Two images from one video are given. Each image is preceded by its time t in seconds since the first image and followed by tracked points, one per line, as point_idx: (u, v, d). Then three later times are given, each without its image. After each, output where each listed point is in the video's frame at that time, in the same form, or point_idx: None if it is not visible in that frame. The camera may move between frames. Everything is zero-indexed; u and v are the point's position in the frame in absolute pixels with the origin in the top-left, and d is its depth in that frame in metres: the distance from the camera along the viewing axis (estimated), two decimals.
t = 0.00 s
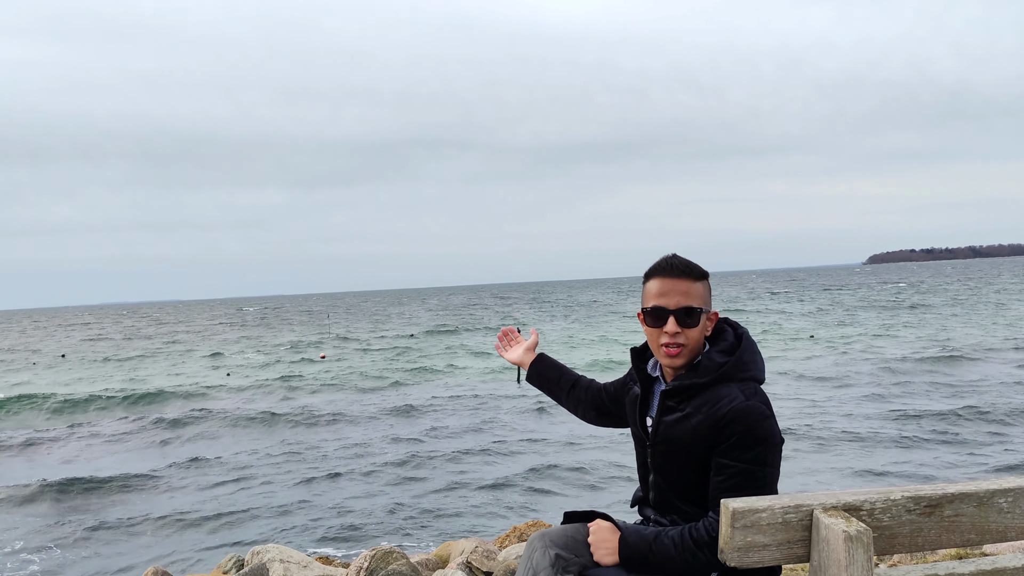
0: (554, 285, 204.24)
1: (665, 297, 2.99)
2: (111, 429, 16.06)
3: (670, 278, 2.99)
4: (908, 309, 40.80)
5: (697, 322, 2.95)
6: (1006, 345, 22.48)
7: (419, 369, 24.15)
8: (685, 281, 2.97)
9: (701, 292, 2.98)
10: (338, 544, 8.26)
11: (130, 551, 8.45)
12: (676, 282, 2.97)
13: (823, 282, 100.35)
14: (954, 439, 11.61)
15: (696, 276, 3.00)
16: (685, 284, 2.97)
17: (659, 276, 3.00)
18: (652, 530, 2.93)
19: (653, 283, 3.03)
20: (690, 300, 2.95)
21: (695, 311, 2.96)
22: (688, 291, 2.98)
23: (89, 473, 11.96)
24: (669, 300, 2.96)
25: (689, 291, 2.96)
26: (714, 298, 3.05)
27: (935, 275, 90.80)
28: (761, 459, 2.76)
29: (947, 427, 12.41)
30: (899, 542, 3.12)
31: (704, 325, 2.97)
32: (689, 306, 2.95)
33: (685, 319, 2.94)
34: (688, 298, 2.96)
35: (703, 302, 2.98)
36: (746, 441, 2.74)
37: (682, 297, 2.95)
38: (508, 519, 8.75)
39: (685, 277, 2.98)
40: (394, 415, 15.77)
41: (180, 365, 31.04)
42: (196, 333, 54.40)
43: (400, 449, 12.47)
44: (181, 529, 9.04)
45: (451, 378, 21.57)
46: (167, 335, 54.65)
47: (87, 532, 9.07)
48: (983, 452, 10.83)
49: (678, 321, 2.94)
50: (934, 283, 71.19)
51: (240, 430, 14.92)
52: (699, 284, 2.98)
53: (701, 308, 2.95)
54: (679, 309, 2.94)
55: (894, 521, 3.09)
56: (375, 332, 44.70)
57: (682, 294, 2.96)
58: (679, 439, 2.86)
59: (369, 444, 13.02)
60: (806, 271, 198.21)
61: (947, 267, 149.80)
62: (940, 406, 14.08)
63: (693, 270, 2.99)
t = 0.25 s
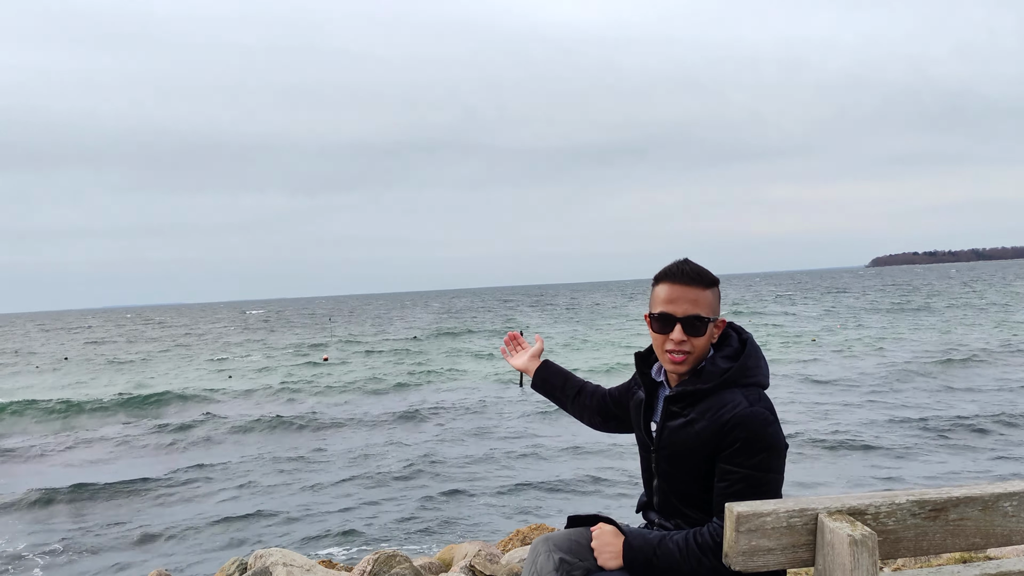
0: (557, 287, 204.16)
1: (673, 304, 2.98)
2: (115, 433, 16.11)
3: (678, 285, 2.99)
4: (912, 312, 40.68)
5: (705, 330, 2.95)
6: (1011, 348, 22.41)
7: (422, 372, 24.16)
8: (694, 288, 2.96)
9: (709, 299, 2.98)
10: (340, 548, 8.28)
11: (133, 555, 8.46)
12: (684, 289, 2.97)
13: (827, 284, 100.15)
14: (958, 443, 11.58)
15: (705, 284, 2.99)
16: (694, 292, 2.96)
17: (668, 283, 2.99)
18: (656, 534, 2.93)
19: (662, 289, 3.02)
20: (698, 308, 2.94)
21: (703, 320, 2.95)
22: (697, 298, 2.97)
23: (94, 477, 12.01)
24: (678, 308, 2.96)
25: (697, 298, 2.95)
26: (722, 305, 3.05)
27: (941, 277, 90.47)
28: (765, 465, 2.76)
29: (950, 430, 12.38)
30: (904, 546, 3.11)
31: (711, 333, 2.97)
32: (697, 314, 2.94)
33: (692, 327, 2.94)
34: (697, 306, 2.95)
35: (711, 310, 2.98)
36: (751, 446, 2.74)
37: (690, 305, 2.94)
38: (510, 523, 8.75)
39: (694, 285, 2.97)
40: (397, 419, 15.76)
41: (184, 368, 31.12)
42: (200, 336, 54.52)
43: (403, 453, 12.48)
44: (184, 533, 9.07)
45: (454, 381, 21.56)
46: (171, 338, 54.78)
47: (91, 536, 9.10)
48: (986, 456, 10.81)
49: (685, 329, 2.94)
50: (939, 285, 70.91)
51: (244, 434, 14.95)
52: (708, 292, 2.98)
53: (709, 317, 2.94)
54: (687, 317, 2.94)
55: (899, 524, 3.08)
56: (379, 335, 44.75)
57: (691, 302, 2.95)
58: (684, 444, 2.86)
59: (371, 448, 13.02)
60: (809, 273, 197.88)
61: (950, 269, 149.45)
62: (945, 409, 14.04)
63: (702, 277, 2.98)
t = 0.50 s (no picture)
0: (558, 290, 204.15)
1: (679, 308, 2.98)
2: (118, 436, 16.12)
3: (684, 289, 2.99)
4: (915, 315, 40.66)
5: (710, 335, 2.95)
6: (1013, 351, 22.36)
7: (425, 375, 24.16)
8: (700, 293, 2.97)
9: (715, 304, 2.98)
10: (342, 550, 8.29)
11: (135, 559, 8.45)
12: (691, 294, 2.97)
13: (829, 287, 100.03)
14: (961, 446, 11.56)
15: (711, 288, 3.00)
16: (699, 297, 2.96)
17: (674, 287, 2.99)
18: (660, 537, 2.92)
19: (667, 293, 3.03)
20: (704, 313, 2.95)
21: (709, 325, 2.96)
22: (703, 303, 2.98)
23: (96, 480, 12.03)
24: (684, 312, 2.96)
25: (703, 303, 2.96)
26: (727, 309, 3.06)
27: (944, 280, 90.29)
28: (768, 468, 2.76)
29: (954, 433, 12.35)
30: (907, 550, 3.11)
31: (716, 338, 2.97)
32: (703, 318, 2.94)
33: (698, 332, 2.94)
34: (703, 311, 2.95)
35: (716, 314, 2.98)
36: (755, 450, 2.74)
37: (695, 310, 2.95)
38: (512, 526, 8.75)
39: (700, 289, 2.98)
40: (399, 421, 15.77)
41: (187, 371, 31.14)
42: (203, 339, 54.58)
43: (405, 456, 12.48)
44: (186, 536, 9.08)
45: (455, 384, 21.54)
46: (174, 341, 54.84)
47: (93, 540, 9.12)
48: (989, 459, 10.79)
49: (691, 334, 2.94)
50: (941, 288, 70.80)
51: (246, 437, 14.97)
52: (713, 297, 2.98)
53: (714, 322, 2.95)
54: (693, 321, 2.94)
55: (902, 528, 3.08)
56: (381, 338, 44.77)
57: (697, 307, 2.96)
58: (688, 447, 2.86)
59: (373, 451, 13.03)
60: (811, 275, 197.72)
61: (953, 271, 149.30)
62: (947, 412, 14.02)
63: (708, 281, 2.98)
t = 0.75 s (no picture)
0: (561, 289, 204.15)
1: (691, 313, 2.97)
2: (122, 438, 16.16)
3: (696, 293, 2.98)
4: (918, 314, 40.57)
5: (721, 342, 2.94)
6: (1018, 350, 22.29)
7: (428, 376, 24.17)
8: (713, 299, 2.95)
9: (726, 310, 2.97)
10: (346, 551, 8.30)
11: (138, 561, 8.46)
12: (705, 299, 2.95)
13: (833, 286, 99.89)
14: (966, 445, 11.53)
15: (723, 295, 2.99)
16: (713, 302, 2.95)
17: (687, 290, 2.98)
18: (664, 538, 2.90)
19: (679, 296, 3.01)
20: (716, 319, 2.94)
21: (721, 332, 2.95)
22: (715, 309, 2.97)
23: (100, 481, 12.06)
24: (697, 317, 2.95)
25: (716, 309, 2.95)
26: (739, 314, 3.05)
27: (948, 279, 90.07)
28: (773, 471, 2.75)
29: (959, 433, 12.32)
30: (913, 551, 3.10)
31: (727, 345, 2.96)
32: (714, 324, 2.93)
33: (709, 337, 2.93)
34: (717, 317, 2.95)
35: (727, 320, 2.98)
36: (759, 452, 2.73)
37: (707, 315, 2.93)
38: (515, 527, 8.75)
39: (713, 295, 2.96)
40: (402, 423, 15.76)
41: (191, 372, 31.22)
42: (206, 340, 54.73)
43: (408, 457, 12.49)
44: (190, 538, 9.09)
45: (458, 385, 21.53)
46: (178, 342, 55.00)
47: (97, 542, 9.13)
48: (995, 459, 10.76)
49: (701, 339, 2.93)
50: (945, 288, 70.62)
51: (249, 438, 14.98)
52: (726, 303, 2.98)
53: (728, 330, 2.95)
54: (704, 326, 2.93)
55: (908, 529, 3.07)
56: (384, 339, 44.80)
57: (710, 312, 2.94)
58: (692, 449, 2.85)
59: (375, 452, 13.03)
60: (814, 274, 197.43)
61: (956, 270, 148.97)
62: (951, 412, 13.99)
63: (722, 288, 2.97)
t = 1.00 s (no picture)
0: (564, 288, 203.70)
1: (689, 312, 2.95)
2: (127, 444, 16.17)
3: (695, 293, 2.95)
4: (923, 311, 40.38)
5: (720, 340, 2.92)
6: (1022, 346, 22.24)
7: (432, 378, 24.15)
8: (711, 296, 2.93)
9: (725, 307, 2.95)
10: (349, 556, 8.33)
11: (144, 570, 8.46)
12: (701, 297, 2.92)
13: (837, 284, 99.61)
14: (972, 443, 11.51)
15: (722, 292, 2.96)
16: (711, 300, 2.92)
17: (684, 290, 2.96)
18: (671, 542, 2.89)
19: (677, 296, 2.99)
20: (714, 317, 2.91)
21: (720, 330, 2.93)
22: (714, 307, 2.94)
23: (105, 488, 12.07)
24: (697, 318, 2.91)
25: (714, 307, 2.92)
26: (738, 309, 3.02)
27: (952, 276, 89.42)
28: (781, 474, 2.74)
29: (964, 431, 12.30)
30: (922, 552, 3.08)
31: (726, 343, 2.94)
32: (712, 322, 2.91)
33: (707, 337, 2.91)
34: (715, 315, 2.91)
35: (726, 318, 2.95)
36: (767, 456, 2.71)
37: (705, 314, 2.91)
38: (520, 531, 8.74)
39: (711, 293, 2.94)
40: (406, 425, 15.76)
41: (194, 376, 31.24)
42: (209, 343, 54.78)
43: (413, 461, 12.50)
44: (196, 547, 9.10)
45: (461, 387, 21.53)
46: (182, 346, 55.02)
47: (103, 551, 9.14)
48: (1001, 456, 10.74)
49: (700, 338, 2.90)
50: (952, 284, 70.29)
51: (254, 442, 14.99)
52: (724, 300, 2.95)
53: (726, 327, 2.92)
54: (702, 325, 2.90)
55: (917, 530, 3.05)
56: (387, 341, 44.82)
57: (708, 310, 2.91)
58: (698, 452, 2.84)
59: (380, 456, 13.04)
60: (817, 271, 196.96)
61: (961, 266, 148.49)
62: (958, 409, 13.93)
63: (720, 285, 2.94)
